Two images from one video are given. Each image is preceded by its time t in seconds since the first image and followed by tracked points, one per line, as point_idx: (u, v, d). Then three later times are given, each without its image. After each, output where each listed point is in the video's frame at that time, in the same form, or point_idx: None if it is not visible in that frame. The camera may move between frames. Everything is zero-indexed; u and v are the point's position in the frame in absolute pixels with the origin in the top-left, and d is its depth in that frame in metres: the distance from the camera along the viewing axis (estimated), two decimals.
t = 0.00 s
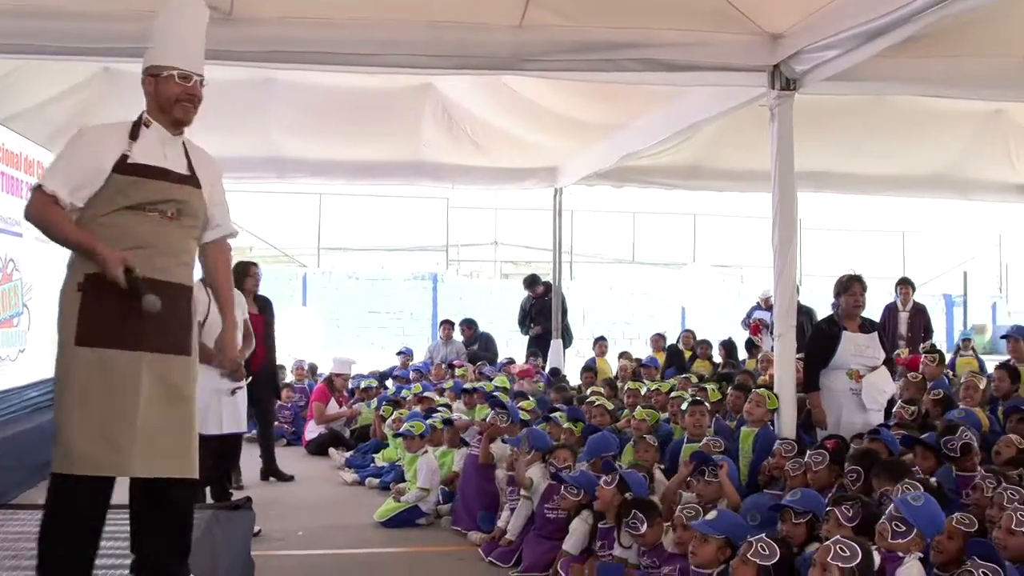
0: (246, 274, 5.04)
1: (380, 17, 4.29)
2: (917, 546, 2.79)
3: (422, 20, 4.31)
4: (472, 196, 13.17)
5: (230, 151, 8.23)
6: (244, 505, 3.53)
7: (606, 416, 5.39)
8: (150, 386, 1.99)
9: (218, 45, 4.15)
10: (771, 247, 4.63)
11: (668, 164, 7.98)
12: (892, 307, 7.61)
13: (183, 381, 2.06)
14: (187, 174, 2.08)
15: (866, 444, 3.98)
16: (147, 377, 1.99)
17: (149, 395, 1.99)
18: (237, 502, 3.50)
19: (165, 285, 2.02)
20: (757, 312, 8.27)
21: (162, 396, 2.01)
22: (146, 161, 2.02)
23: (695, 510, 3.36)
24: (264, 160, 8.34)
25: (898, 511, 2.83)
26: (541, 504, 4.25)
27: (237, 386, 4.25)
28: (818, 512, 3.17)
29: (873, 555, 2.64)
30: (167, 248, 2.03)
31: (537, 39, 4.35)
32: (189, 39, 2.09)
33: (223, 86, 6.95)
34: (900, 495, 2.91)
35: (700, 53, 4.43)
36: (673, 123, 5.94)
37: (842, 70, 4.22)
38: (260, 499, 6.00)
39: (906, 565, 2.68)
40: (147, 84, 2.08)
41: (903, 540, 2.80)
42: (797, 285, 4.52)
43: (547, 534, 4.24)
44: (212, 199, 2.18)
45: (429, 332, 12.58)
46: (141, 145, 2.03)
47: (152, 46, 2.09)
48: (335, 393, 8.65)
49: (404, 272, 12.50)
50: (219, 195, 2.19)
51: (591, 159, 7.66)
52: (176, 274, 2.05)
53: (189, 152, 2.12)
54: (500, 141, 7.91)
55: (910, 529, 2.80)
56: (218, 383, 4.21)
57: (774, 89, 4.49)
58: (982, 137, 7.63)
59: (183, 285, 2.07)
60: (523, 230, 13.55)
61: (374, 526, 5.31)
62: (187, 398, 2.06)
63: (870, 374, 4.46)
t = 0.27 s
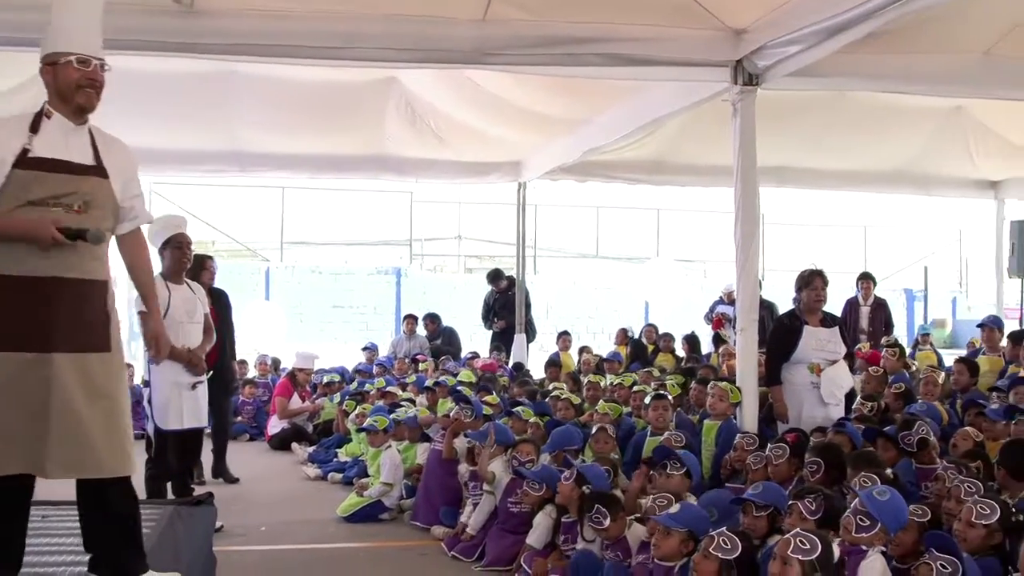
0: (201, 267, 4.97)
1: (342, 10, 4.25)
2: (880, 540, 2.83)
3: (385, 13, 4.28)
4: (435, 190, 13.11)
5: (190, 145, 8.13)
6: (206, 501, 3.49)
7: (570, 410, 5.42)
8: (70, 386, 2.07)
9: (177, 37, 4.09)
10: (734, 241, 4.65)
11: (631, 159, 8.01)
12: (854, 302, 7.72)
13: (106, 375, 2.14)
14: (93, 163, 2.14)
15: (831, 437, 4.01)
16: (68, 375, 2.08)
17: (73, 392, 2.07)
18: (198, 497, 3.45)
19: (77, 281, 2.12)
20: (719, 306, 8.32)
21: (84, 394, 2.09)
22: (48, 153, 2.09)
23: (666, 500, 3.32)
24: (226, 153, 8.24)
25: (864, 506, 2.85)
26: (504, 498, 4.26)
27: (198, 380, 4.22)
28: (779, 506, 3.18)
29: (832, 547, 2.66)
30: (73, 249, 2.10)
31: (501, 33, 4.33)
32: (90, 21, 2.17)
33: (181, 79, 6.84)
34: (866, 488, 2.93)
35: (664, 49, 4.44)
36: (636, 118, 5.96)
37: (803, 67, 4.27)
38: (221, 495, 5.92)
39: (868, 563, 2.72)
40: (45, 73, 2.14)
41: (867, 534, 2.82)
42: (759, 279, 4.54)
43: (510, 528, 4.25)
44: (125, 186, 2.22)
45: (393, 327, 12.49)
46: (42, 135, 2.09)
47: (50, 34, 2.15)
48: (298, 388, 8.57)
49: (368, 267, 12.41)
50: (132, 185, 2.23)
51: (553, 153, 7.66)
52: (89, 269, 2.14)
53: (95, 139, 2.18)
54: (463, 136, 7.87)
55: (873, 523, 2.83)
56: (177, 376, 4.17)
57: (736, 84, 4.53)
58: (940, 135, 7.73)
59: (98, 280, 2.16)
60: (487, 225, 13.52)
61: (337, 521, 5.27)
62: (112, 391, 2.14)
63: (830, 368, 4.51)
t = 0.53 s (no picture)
0: (163, 262, 4.87)
1: (304, 2, 4.20)
2: (845, 536, 2.86)
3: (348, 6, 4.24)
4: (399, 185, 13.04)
5: (152, 139, 8.01)
6: (167, 496, 3.42)
7: (535, 405, 5.43)
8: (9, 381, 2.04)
9: (134, 28, 4.01)
10: (697, 236, 4.69)
11: (594, 154, 8.03)
12: (815, 297, 7.80)
13: (48, 370, 2.10)
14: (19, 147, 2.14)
15: (796, 430, 4.06)
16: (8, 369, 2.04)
17: (11, 389, 2.04)
18: (160, 493, 3.38)
19: (15, 273, 2.06)
20: (683, 300, 8.38)
21: (23, 390, 2.05)
22: None
23: (633, 493, 3.32)
24: (186, 147, 8.12)
25: (830, 501, 2.88)
26: (467, 492, 4.23)
27: (161, 374, 4.16)
28: (741, 498, 3.21)
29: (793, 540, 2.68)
30: (16, 240, 2.06)
31: (465, 27, 4.31)
32: None
33: (142, 72, 6.74)
34: (832, 484, 2.95)
35: (628, 43, 4.45)
36: (599, 113, 5.96)
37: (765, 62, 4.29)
38: (181, 491, 5.85)
39: (830, 560, 2.78)
40: None
41: (833, 530, 2.85)
42: (721, 274, 4.58)
43: (474, 523, 4.24)
44: (50, 169, 2.28)
45: (357, 321, 12.41)
46: None
47: None
48: (260, 383, 8.49)
49: (332, 261, 12.32)
50: (55, 164, 2.29)
51: (516, 147, 7.65)
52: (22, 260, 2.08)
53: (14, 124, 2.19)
54: (428, 131, 7.83)
55: (839, 520, 2.85)
56: (137, 371, 4.10)
57: (699, 79, 4.55)
58: (902, 131, 7.83)
59: (35, 270, 2.10)
60: (452, 219, 13.48)
61: (299, 516, 5.23)
62: (53, 385, 2.10)
63: (792, 361, 4.56)
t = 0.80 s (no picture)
0: (127, 254, 4.76)
1: None
2: (805, 527, 2.90)
3: None
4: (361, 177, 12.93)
5: (110, 130, 7.87)
6: (127, 493, 3.33)
7: (498, 399, 5.42)
8: None
9: (89, 19, 3.94)
10: (660, 231, 4.70)
11: (556, 147, 8.04)
12: (777, 291, 7.88)
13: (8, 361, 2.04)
14: None
15: (757, 423, 4.09)
16: None
17: None
18: (120, 489, 3.29)
19: None
20: (646, 294, 8.41)
21: None
22: None
23: (587, 489, 3.27)
24: (145, 140, 7.99)
25: (792, 495, 2.91)
26: (428, 486, 4.21)
27: (119, 368, 4.10)
28: (701, 491, 3.24)
29: (753, 532, 2.70)
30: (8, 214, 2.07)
31: (429, 19, 4.29)
32: None
33: (99, 64, 6.61)
34: (793, 477, 2.98)
35: (593, 37, 4.45)
36: (563, 106, 5.95)
37: (727, 57, 4.33)
38: (141, 487, 5.77)
39: (792, 552, 2.81)
40: None
41: (794, 523, 2.89)
42: (683, 268, 4.60)
43: (437, 516, 4.22)
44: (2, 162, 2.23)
45: (320, 314, 12.29)
46: None
47: None
48: (222, 377, 8.39)
49: (294, 254, 12.19)
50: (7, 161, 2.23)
51: (480, 141, 7.63)
52: None
53: None
54: (391, 123, 7.76)
55: (801, 512, 2.88)
56: (95, 364, 4.03)
57: (662, 74, 4.57)
58: (863, 126, 7.92)
59: None
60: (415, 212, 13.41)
61: (262, 511, 5.18)
62: (16, 378, 2.04)
63: (752, 355, 4.59)
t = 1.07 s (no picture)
0: (86, 245, 4.65)
1: None
2: (766, 518, 2.92)
3: None
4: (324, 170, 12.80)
5: (69, 122, 7.74)
6: (86, 488, 3.23)
7: (461, 392, 5.42)
8: None
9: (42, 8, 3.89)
10: (623, 224, 4.72)
11: (520, 140, 8.03)
12: (739, 284, 7.95)
13: None
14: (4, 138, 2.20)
15: (720, 415, 4.12)
16: None
17: None
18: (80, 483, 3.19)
19: None
20: (609, 287, 8.44)
21: None
22: None
23: (541, 486, 3.32)
24: (104, 131, 7.86)
25: (751, 488, 2.93)
26: (391, 481, 4.18)
27: (80, 363, 4.02)
28: (663, 483, 3.26)
29: (715, 523, 2.71)
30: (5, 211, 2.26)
31: (391, 10, 4.26)
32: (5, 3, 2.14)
33: (60, 57, 6.51)
34: (753, 470, 3.01)
35: (556, 29, 4.45)
36: (527, 99, 5.94)
37: (689, 51, 4.34)
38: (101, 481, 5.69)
39: (753, 543, 2.84)
40: None
41: (755, 516, 2.91)
42: (645, 261, 4.63)
43: (399, 510, 4.20)
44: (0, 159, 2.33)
45: (283, 307, 12.18)
46: None
47: None
48: (184, 370, 8.28)
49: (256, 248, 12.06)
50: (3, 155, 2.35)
51: (444, 133, 7.60)
52: None
53: None
54: (355, 115, 7.69)
55: (762, 505, 2.91)
56: (54, 359, 3.95)
57: (625, 67, 4.58)
58: (826, 120, 8.01)
59: None
60: (378, 205, 13.32)
61: (224, 505, 5.13)
62: None
63: (713, 348, 4.64)
